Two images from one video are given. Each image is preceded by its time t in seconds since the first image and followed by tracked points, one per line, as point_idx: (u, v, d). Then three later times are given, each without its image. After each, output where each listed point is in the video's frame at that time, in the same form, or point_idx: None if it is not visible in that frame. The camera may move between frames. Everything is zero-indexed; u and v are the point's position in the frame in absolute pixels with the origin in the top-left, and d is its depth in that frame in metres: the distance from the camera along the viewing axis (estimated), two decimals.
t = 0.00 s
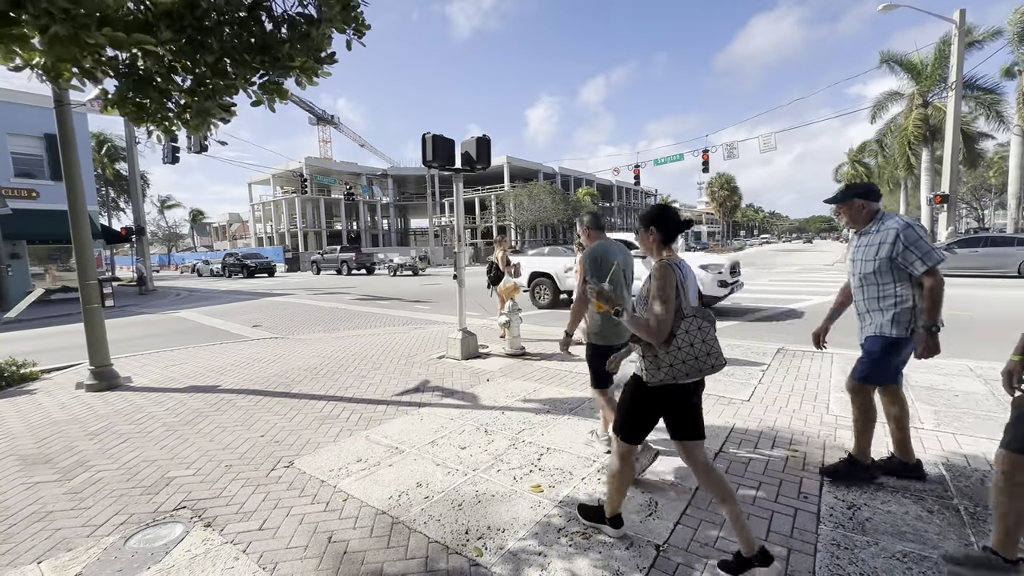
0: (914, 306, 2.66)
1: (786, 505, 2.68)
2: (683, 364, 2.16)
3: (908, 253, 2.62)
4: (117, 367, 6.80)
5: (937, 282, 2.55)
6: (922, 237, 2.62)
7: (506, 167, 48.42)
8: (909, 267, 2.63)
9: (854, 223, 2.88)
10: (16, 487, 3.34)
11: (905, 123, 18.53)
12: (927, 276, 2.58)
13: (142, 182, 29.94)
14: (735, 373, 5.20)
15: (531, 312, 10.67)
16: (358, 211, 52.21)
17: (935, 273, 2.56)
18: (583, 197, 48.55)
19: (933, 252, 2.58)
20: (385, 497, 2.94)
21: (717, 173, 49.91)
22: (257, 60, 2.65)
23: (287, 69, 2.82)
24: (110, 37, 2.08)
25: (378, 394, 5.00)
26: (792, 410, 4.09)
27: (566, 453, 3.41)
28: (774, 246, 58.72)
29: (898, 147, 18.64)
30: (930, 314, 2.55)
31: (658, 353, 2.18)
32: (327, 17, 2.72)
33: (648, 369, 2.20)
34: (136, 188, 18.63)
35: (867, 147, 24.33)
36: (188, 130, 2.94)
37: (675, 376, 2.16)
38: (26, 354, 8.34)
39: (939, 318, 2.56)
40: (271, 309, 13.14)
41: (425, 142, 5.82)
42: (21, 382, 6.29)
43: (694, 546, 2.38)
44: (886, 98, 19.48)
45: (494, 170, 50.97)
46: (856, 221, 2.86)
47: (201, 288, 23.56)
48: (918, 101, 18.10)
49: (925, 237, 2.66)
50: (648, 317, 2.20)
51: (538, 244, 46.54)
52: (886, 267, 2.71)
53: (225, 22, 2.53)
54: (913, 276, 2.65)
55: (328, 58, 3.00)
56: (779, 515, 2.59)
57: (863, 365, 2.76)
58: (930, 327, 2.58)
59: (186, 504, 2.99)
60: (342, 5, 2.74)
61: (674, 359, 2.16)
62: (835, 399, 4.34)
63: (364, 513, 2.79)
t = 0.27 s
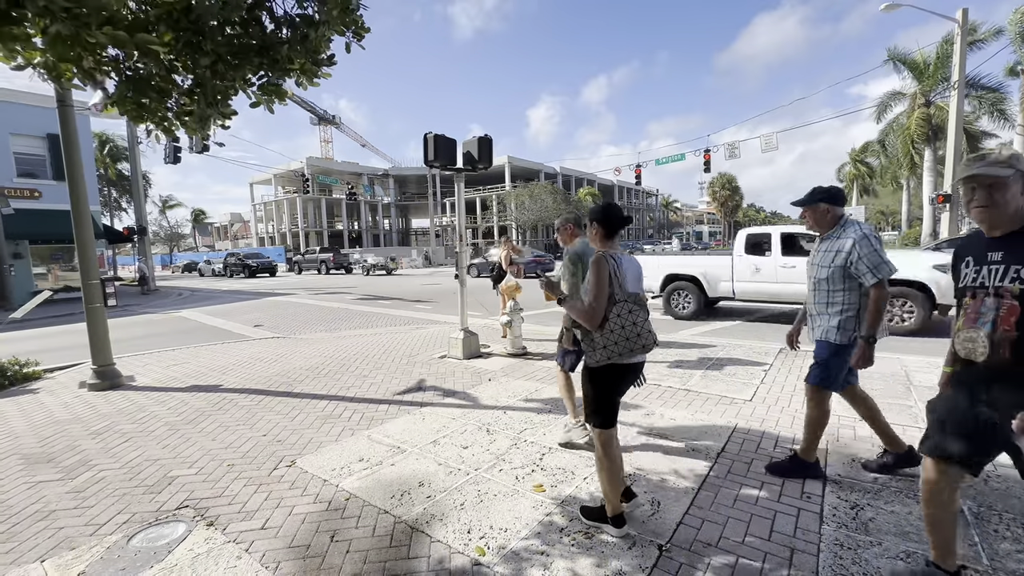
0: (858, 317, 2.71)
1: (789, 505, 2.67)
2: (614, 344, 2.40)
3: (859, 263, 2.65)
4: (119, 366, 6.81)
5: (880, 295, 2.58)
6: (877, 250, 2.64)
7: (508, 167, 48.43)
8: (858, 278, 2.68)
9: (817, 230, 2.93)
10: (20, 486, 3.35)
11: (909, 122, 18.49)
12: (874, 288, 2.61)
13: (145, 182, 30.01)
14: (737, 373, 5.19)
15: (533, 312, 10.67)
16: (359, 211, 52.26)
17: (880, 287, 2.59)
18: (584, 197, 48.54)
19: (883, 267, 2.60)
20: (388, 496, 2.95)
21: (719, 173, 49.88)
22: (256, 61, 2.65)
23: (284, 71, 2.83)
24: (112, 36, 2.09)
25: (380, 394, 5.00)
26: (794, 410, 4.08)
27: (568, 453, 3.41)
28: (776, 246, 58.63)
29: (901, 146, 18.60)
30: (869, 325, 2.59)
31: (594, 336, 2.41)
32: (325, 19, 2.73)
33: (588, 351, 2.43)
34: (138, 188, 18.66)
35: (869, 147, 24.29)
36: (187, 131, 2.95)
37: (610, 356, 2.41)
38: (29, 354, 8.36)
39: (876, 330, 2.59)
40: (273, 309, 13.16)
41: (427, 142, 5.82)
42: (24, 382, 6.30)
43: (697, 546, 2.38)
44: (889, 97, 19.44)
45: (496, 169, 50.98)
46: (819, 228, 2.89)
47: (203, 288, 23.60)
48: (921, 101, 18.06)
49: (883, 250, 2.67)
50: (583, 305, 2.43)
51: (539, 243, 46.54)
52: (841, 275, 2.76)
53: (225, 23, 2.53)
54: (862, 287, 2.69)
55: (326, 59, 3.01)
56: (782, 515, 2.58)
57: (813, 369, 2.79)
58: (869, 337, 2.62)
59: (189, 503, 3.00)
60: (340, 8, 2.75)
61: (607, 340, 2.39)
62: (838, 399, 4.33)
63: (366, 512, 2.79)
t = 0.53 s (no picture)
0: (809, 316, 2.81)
1: (791, 506, 2.68)
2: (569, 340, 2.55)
3: (817, 263, 2.73)
4: (124, 365, 6.86)
5: (830, 295, 2.66)
6: (836, 252, 2.70)
7: (511, 167, 48.44)
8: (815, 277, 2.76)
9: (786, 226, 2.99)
10: (27, 485, 3.38)
11: (914, 122, 18.41)
12: (826, 288, 2.70)
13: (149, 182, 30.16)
14: (740, 374, 5.18)
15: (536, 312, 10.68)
16: (362, 211, 52.37)
17: (832, 287, 2.67)
18: (587, 197, 48.53)
19: (838, 269, 2.68)
20: (390, 496, 2.95)
21: (723, 173, 49.73)
22: (260, 63, 2.67)
23: (287, 73, 2.84)
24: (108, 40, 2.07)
25: (383, 394, 5.02)
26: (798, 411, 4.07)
27: (571, 454, 3.41)
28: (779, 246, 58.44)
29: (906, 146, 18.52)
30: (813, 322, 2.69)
31: (549, 335, 2.57)
32: (329, 22, 2.74)
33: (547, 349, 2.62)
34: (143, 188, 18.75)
35: (873, 147, 24.22)
36: (190, 132, 2.97)
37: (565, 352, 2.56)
38: (35, 353, 8.42)
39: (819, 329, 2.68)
40: (276, 309, 13.22)
41: (429, 142, 5.83)
42: (30, 381, 6.35)
43: (699, 547, 2.38)
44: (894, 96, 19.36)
45: (499, 169, 51.02)
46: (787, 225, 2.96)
47: (207, 287, 23.71)
48: (926, 100, 17.99)
49: (842, 252, 2.73)
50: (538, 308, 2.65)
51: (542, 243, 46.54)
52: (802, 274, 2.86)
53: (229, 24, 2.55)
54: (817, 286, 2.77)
55: (329, 61, 3.02)
56: (785, 517, 2.58)
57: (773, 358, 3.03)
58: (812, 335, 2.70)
59: (193, 502, 3.02)
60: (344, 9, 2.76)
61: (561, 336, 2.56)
62: (842, 400, 4.32)
63: (369, 512, 2.80)
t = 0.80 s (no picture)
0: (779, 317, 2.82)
1: (797, 508, 2.65)
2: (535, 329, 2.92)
3: (785, 264, 2.77)
4: (132, 364, 6.91)
5: (800, 294, 2.68)
6: (802, 253, 2.75)
7: (516, 167, 48.43)
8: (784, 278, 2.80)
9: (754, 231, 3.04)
10: (36, 482, 3.41)
11: (924, 120, 18.21)
12: (796, 289, 2.72)
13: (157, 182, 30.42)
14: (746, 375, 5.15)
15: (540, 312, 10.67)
16: (368, 211, 52.54)
17: (802, 287, 2.69)
18: (592, 196, 48.45)
19: (806, 269, 2.73)
20: (394, 496, 2.96)
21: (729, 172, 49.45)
22: (269, 64, 2.68)
23: (296, 74, 2.86)
24: (98, 49, 2.09)
25: (388, 394, 5.03)
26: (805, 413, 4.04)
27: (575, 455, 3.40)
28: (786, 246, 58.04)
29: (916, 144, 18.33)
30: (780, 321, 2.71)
31: (521, 322, 2.92)
32: (338, 21, 2.75)
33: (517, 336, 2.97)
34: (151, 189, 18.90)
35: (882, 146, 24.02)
36: (198, 133, 2.99)
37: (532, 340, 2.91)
38: (44, 352, 8.50)
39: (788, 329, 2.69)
40: (283, 308, 13.29)
41: (434, 142, 5.84)
42: (39, 380, 6.41)
43: (704, 550, 2.36)
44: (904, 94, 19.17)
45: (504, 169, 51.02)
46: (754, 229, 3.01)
47: (214, 287, 23.88)
48: (935, 98, 17.80)
49: (807, 252, 2.79)
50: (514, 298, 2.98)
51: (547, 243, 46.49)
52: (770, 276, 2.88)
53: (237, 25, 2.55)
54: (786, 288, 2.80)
55: (336, 60, 3.03)
56: (791, 519, 2.56)
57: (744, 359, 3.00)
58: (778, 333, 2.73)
59: (199, 501, 3.03)
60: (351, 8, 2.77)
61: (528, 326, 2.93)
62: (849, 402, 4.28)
63: (373, 512, 2.81)
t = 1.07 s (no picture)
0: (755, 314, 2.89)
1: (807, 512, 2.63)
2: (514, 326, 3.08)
3: (754, 260, 2.88)
4: (144, 363, 7.00)
5: (775, 288, 2.76)
6: (769, 249, 2.87)
7: (523, 166, 48.41)
8: (755, 276, 2.88)
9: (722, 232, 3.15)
10: (50, 479, 3.47)
11: (937, 118, 17.96)
12: (768, 284, 2.81)
13: (169, 183, 30.77)
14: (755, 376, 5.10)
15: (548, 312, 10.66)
16: (376, 211, 52.79)
17: (775, 281, 2.79)
18: (600, 196, 48.33)
19: (774, 264, 2.84)
20: (402, 496, 2.97)
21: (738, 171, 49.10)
22: (279, 65, 2.69)
23: (305, 73, 2.87)
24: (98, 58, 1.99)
25: (396, 393, 5.05)
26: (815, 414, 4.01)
27: (582, 455, 3.39)
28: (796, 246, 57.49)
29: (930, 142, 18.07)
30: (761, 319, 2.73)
31: (503, 318, 3.08)
32: (345, 22, 2.77)
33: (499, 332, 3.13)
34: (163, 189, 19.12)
35: (895, 144, 23.71)
36: (209, 134, 3.01)
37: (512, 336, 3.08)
38: (59, 351, 8.63)
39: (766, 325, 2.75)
40: (291, 308, 13.39)
41: (442, 143, 5.85)
42: (54, 377, 6.51)
43: (712, 552, 2.35)
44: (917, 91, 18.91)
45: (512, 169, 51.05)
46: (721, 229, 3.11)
47: (224, 286, 24.13)
48: (949, 96, 17.56)
49: (773, 248, 2.90)
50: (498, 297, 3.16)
51: (554, 243, 46.45)
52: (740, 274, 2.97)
53: (247, 28, 2.57)
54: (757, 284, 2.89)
55: (345, 60, 3.04)
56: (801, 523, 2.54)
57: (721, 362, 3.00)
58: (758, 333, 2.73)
59: (209, 499, 3.07)
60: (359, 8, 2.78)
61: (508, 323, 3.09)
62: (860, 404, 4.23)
63: (381, 511, 2.82)
